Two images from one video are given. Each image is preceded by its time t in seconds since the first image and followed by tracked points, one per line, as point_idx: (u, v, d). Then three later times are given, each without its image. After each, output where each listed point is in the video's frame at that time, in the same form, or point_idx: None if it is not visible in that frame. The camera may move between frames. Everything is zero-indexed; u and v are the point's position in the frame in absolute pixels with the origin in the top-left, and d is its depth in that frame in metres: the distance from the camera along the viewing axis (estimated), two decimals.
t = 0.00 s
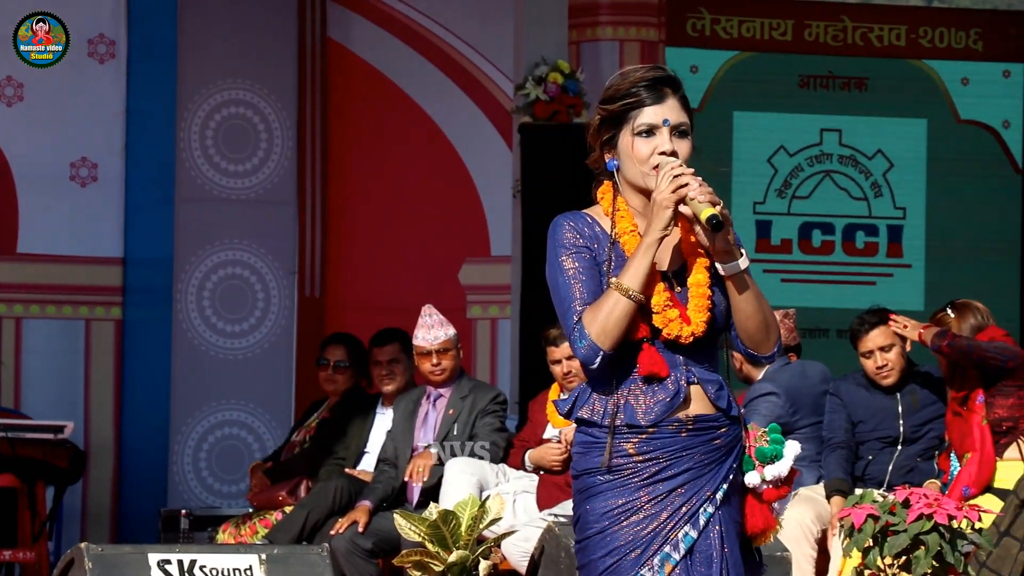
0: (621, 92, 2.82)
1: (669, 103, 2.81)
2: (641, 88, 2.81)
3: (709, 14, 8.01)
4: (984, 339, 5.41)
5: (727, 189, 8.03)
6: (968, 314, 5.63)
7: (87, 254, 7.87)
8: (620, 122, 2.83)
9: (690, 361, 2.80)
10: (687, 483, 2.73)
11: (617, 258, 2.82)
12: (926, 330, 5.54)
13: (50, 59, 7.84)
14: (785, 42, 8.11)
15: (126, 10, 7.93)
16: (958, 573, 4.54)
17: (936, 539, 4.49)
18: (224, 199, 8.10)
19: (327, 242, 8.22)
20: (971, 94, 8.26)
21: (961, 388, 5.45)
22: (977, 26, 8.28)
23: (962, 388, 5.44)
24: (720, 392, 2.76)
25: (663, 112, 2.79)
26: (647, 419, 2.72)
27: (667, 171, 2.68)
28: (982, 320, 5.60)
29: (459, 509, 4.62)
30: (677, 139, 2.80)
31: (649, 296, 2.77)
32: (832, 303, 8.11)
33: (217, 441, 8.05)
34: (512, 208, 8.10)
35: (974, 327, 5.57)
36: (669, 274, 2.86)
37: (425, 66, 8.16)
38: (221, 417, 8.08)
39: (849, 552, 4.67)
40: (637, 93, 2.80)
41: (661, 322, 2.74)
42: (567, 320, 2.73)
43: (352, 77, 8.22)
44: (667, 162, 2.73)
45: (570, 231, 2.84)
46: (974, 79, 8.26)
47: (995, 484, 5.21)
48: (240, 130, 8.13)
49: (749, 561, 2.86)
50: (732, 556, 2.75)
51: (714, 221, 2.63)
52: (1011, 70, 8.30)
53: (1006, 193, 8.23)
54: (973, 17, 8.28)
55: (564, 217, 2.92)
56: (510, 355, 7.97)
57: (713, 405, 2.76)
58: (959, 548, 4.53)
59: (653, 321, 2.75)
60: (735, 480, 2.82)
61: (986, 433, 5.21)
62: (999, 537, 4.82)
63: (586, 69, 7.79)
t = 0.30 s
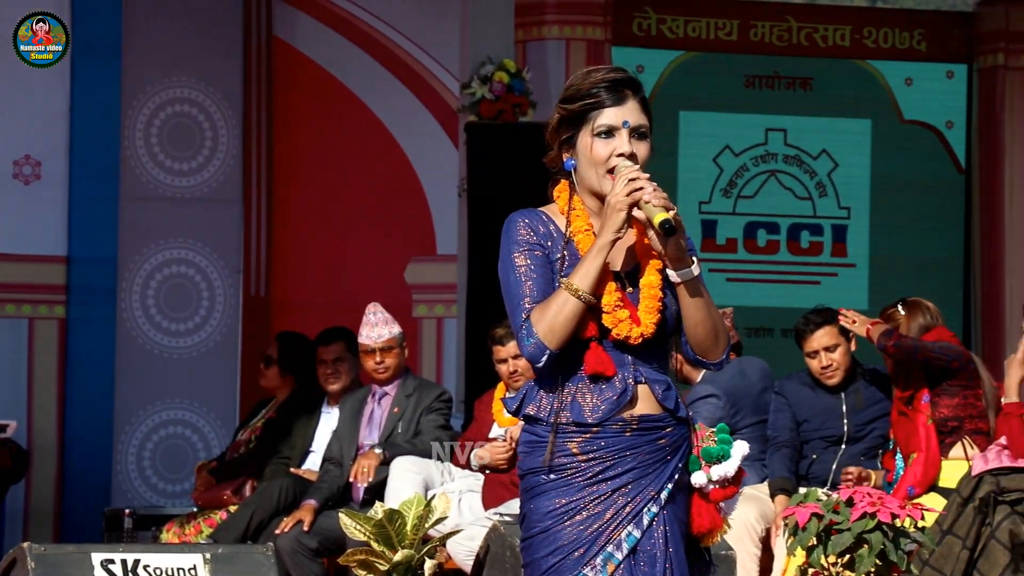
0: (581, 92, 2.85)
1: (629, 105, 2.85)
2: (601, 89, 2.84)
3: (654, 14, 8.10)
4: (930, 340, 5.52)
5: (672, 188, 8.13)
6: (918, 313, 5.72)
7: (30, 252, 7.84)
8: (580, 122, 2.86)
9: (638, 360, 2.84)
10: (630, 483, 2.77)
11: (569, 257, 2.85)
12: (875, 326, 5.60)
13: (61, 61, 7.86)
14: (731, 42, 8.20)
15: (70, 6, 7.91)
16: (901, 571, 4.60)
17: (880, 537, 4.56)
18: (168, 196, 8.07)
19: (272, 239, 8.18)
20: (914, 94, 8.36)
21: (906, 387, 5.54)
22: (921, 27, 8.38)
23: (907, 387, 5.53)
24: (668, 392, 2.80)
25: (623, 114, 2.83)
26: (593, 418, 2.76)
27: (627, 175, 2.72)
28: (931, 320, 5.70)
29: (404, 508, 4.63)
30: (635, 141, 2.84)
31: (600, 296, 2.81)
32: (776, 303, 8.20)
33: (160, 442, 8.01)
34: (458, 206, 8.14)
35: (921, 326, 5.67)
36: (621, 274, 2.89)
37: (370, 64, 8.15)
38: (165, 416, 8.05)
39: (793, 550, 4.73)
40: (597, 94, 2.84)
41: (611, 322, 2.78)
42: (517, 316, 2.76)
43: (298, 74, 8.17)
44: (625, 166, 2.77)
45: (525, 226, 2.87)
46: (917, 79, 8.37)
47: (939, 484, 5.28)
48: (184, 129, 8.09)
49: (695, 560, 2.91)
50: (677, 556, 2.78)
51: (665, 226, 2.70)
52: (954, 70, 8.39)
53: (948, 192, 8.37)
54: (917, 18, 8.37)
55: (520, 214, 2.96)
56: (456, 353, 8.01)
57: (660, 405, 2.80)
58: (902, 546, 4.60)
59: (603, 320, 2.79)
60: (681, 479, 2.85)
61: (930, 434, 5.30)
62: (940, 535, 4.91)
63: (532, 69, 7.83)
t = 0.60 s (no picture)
0: (527, 90, 2.89)
1: (573, 103, 2.89)
2: (547, 87, 2.88)
3: (601, 14, 8.18)
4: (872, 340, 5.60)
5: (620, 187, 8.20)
6: (861, 313, 5.82)
7: None
8: (525, 120, 2.90)
9: (584, 355, 2.87)
10: (577, 483, 2.81)
11: (513, 252, 2.88)
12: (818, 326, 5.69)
13: (48, 59, 7.89)
14: (677, 42, 8.31)
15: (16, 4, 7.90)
16: (847, 571, 4.70)
17: (827, 537, 4.64)
18: (114, 196, 8.06)
19: (220, 239, 8.15)
20: (861, 95, 8.49)
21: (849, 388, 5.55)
22: (866, 27, 8.51)
23: (850, 387, 5.54)
24: (613, 388, 2.84)
25: (567, 111, 2.87)
26: (541, 414, 2.80)
27: (567, 167, 2.74)
28: (874, 321, 5.79)
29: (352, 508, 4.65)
30: (580, 139, 2.88)
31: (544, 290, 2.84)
32: (722, 302, 8.30)
33: (107, 441, 8.03)
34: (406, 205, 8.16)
35: (865, 327, 5.76)
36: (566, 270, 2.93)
37: (318, 63, 8.15)
38: (113, 416, 8.06)
39: (741, 550, 4.80)
40: (543, 92, 2.88)
41: (555, 318, 2.82)
42: (459, 308, 2.80)
43: (246, 74, 8.15)
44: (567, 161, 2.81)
45: (469, 223, 2.91)
46: (863, 79, 8.51)
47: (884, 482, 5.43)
48: (130, 128, 8.08)
49: (644, 562, 2.95)
50: (624, 556, 2.83)
51: (598, 216, 2.75)
52: (899, 71, 8.54)
53: (893, 192, 8.50)
54: (862, 19, 8.51)
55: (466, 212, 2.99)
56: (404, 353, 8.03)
57: (606, 402, 2.83)
58: (849, 546, 4.70)
59: (548, 315, 2.82)
60: (629, 479, 2.90)
61: (873, 433, 5.34)
62: (887, 535, 5.10)
63: (480, 68, 7.87)
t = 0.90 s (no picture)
0: (489, 86, 2.92)
1: (536, 97, 2.92)
2: (509, 82, 2.91)
3: (571, 13, 8.23)
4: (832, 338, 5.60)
5: (590, 185, 8.25)
6: (821, 314, 5.78)
7: None
8: (489, 116, 2.93)
9: (554, 354, 2.91)
10: (546, 481, 2.84)
11: (482, 251, 2.91)
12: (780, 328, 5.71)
13: (47, 58, 7.88)
14: (647, 41, 8.36)
15: None
16: (818, 569, 4.74)
17: (797, 535, 4.69)
18: (84, 195, 8.07)
19: (190, 238, 8.14)
20: (830, 94, 8.56)
21: (812, 387, 5.64)
22: (835, 27, 8.56)
23: (814, 386, 5.63)
24: (584, 387, 2.87)
25: (530, 105, 2.90)
26: (512, 416, 2.83)
27: (532, 162, 2.78)
28: (834, 322, 5.76)
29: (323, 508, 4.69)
30: (544, 134, 2.91)
31: (514, 288, 2.87)
32: (691, 300, 8.37)
33: (77, 440, 8.03)
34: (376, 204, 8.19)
35: (826, 327, 5.73)
36: (536, 266, 2.95)
37: (289, 62, 8.15)
38: (83, 415, 8.04)
39: (712, 548, 4.84)
40: (505, 87, 2.91)
41: (526, 315, 2.85)
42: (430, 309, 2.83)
43: (216, 73, 8.16)
44: (532, 154, 2.84)
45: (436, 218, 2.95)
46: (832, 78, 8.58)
47: (852, 480, 5.44)
48: (99, 127, 8.09)
49: (616, 561, 2.98)
50: (593, 554, 2.86)
51: (563, 209, 2.75)
52: (869, 69, 8.61)
53: (862, 190, 8.59)
54: (831, 18, 8.57)
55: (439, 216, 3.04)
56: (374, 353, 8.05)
57: (577, 402, 2.87)
58: (820, 544, 4.73)
59: (517, 313, 2.86)
60: (600, 477, 2.93)
61: (838, 429, 5.44)
62: (858, 533, 5.12)
63: (450, 68, 7.91)
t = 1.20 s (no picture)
0: (491, 86, 2.92)
1: (538, 99, 2.93)
2: (511, 83, 2.92)
3: (567, 12, 8.23)
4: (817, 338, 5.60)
5: (586, 184, 8.27)
6: (808, 316, 5.76)
7: None
8: (490, 117, 2.94)
9: (554, 354, 2.92)
10: (542, 479, 2.85)
11: (484, 253, 2.92)
12: (771, 326, 5.68)
13: (47, 58, 7.90)
14: (642, 40, 8.38)
15: None
16: (814, 568, 4.76)
17: (793, 535, 4.70)
18: (80, 195, 8.09)
19: (186, 238, 8.14)
20: (825, 92, 8.57)
21: (800, 388, 5.64)
22: (831, 25, 8.59)
23: (802, 386, 5.64)
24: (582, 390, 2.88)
25: (531, 108, 2.90)
26: (510, 416, 2.83)
27: (531, 165, 2.78)
28: (819, 323, 5.74)
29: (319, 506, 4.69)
30: (545, 136, 2.91)
31: (519, 289, 2.89)
32: (687, 299, 8.40)
33: (73, 439, 8.03)
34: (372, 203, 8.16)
35: (813, 328, 5.71)
36: (541, 266, 2.96)
37: (285, 62, 8.15)
38: (79, 414, 8.04)
39: (708, 548, 4.85)
40: (507, 88, 2.91)
41: (531, 317, 2.86)
42: (429, 313, 2.84)
43: (212, 73, 8.15)
44: (533, 158, 2.85)
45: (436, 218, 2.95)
46: (828, 77, 8.59)
47: (845, 477, 5.39)
48: (96, 126, 8.11)
49: (613, 559, 2.99)
50: (588, 553, 2.87)
51: (563, 216, 2.76)
52: (864, 68, 8.62)
53: (858, 189, 8.61)
54: (827, 17, 8.59)
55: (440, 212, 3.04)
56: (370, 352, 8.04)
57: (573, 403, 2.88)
58: (816, 544, 4.75)
59: (523, 314, 2.86)
60: (595, 476, 2.94)
61: (827, 428, 5.42)
62: (853, 532, 5.12)
63: (446, 66, 7.90)
